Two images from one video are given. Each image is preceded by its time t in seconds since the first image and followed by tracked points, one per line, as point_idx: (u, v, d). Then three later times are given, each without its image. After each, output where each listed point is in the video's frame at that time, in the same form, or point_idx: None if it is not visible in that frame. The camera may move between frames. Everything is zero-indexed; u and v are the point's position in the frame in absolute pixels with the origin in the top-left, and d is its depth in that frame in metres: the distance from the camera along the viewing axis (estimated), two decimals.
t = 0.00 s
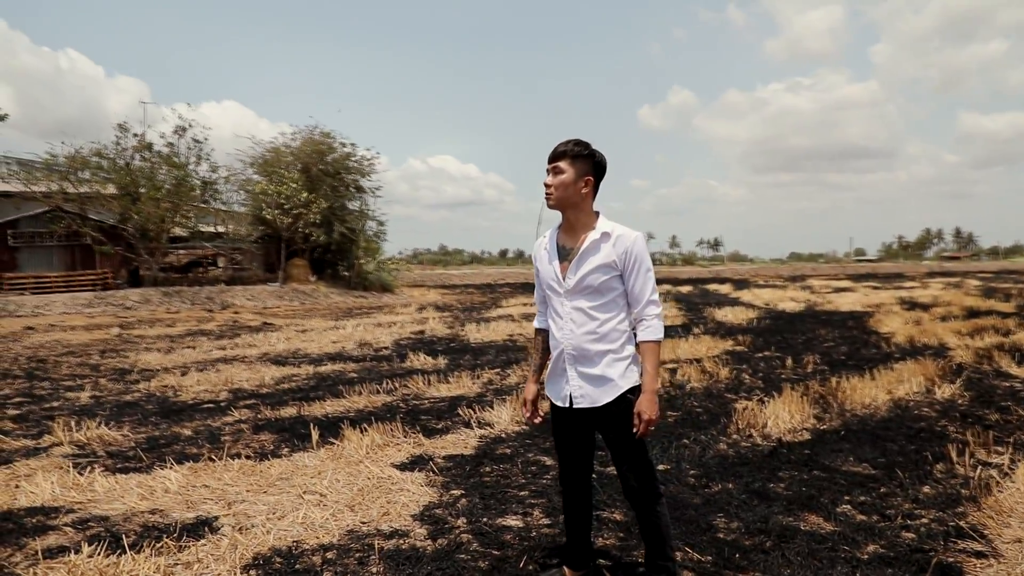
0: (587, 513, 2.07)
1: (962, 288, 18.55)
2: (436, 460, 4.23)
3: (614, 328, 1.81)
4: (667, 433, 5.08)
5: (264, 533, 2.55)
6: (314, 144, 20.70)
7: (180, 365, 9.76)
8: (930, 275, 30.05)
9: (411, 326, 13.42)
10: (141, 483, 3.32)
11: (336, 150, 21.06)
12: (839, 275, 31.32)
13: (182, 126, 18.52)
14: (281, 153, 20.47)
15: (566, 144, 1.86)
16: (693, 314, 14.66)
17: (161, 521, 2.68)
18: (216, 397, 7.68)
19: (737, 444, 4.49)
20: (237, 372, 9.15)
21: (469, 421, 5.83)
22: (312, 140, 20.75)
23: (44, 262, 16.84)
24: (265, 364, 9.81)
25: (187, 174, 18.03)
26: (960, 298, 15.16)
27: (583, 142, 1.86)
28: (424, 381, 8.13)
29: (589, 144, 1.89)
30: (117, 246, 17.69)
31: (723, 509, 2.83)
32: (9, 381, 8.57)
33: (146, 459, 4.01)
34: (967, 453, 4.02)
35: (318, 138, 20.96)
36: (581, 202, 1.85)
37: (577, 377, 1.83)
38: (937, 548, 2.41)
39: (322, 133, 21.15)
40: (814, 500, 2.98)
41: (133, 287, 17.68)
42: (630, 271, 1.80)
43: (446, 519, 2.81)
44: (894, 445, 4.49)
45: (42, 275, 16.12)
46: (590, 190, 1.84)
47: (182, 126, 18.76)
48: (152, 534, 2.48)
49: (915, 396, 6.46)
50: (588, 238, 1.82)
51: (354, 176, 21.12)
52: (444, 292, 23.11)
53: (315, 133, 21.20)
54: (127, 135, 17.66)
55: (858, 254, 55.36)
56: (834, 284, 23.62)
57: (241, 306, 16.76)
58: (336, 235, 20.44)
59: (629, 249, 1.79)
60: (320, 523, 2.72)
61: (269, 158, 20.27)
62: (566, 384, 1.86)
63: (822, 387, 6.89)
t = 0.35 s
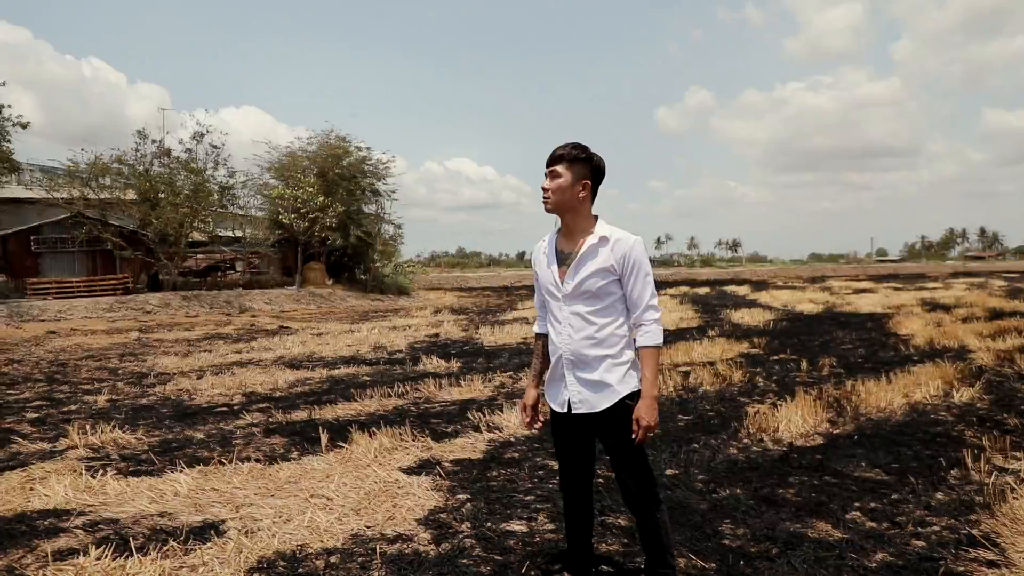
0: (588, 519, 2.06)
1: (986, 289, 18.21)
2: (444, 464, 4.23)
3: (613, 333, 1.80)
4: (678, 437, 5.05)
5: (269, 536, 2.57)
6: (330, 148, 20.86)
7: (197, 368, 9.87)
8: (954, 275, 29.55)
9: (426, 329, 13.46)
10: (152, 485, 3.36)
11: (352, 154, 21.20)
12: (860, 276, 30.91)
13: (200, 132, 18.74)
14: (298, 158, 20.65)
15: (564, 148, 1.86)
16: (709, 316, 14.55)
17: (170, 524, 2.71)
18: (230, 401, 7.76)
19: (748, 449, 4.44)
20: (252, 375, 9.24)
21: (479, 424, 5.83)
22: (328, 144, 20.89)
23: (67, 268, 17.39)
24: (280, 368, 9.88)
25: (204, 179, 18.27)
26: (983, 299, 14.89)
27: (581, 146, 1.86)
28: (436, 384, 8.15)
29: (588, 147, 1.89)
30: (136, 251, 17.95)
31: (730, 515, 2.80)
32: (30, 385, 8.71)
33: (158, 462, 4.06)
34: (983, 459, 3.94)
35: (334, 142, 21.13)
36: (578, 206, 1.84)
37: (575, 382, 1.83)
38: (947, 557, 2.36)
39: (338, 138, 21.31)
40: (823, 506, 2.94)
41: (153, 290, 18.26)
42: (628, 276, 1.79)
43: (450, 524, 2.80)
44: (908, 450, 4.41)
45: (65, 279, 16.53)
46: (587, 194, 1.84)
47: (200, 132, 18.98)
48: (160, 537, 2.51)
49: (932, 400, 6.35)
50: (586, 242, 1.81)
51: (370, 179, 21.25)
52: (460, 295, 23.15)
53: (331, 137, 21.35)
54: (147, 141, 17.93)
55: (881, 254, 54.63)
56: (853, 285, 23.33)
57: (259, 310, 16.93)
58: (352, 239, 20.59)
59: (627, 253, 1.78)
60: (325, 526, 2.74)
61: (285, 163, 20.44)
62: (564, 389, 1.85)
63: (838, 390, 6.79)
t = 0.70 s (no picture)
0: (593, 525, 2.05)
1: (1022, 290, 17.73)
2: (456, 467, 4.23)
3: (614, 337, 1.79)
4: (694, 441, 4.99)
5: (279, 538, 2.59)
6: (353, 151, 21.06)
7: (219, 370, 10.01)
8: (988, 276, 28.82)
9: (447, 332, 13.50)
10: (167, 486, 3.41)
11: (375, 157, 21.39)
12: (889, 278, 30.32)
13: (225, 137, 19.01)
14: (321, 161, 20.87)
15: (565, 151, 1.86)
16: (731, 319, 14.39)
17: (182, 524, 2.74)
18: (250, 402, 7.85)
19: (764, 454, 4.37)
20: (273, 377, 9.34)
21: (493, 427, 5.83)
22: (352, 148, 21.10)
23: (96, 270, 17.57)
24: (301, 370, 9.98)
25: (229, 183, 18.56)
26: (1017, 301, 14.50)
27: (582, 149, 1.86)
28: (453, 387, 8.16)
29: (590, 150, 1.89)
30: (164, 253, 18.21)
31: (742, 522, 2.76)
32: (57, 385, 8.89)
33: (174, 463, 4.11)
34: (1008, 466, 3.83)
35: (357, 145, 21.33)
36: (579, 209, 1.84)
37: (577, 387, 1.82)
38: (964, 568, 2.30)
39: (361, 141, 21.50)
40: (837, 513, 2.88)
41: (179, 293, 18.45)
42: (630, 280, 1.77)
43: (459, 528, 2.80)
44: (929, 457, 4.31)
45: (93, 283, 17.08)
46: (588, 197, 1.83)
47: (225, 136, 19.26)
48: (171, 537, 2.54)
49: (958, 405, 6.20)
50: (588, 246, 1.81)
51: (393, 182, 21.40)
52: (482, 297, 23.20)
53: (354, 140, 21.57)
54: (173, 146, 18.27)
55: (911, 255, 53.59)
56: (881, 287, 22.93)
57: (283, 312, 17.13)
58: (375, 242, 20.76)
59: (628, 256, 1.77)
60: (334, 529, 2.75)
61: (308, 167, 20.58)
62: (566, 394, 1.85)
63: (860, 394, 6.67)
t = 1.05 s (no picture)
0: (608, 531, 2.02)
1: None
2: (481, 470, 4.22)
3: (628, 341, 1.77)
4: (722, 447, 4.89)
5: (301, 538, 2.63)
6: (392, 156, 21.41)
7: (256, 371, 10.24)
8: None
9: (482, 335, 13.57)
10: (196, 485, 3.50)
11: (414, 161, 21.69)
12: (938, 281, 29.35)
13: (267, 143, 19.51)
14: (360, 166, 21.26)
15: (580, 153, 1.84)
16: (770, 323, 14.11)
17: (207, 522, 2.81)
18: (284, 404, 8.00)
19: (794, 462, 4.26)
20: (308, 379, 9.52)
21: (520, 431, 5.83)
22: (391, 153, 21.44)
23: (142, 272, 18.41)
24: (336, 372, 10.15)
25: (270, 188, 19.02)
26: None
27: (597, 151, 1.84)
28: (484, 390, 8.19)
29: (604, 153, 1.86)
30: (206, 257, 18.71)
31: (766, 530, 2.70)
32: (101, 385, 9.22)
33: (205, 462, 4.22)
34: None
35: (396, 150, 21.66)
36: (592, 212, 1.82)
37: (590, 392, 1.81)
38: None
39: (400, 146, 21.85)
40: (865, 523, 2.80)
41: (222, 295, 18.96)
42: (644, 284, 1.75)
43: (478, 531, 2.79)
44: (968, 466, 4.16)
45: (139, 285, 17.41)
46: (602, 199, 1.81)
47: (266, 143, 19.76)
48: (195, 535, 2.60)
49: (1004, 413, 5.96)
50: (601, 250, 1.79)
51: (431, 186, 21.64)
52: (519, 300, 23.24)
53: (393, 145, 21.90)
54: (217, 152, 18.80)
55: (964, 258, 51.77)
56: (929, 291, 22.20)
57: (323, 314, 17.47)
58: (414, 245, 21.00)
59: (642, 260, 1.75)
60: (355, 530, 2.79)
61: (349, 171, 21.08)
62: (579, 398, 1.84)
63: (899, 401, 6.47)
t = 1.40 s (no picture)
0: (636, 534, 2.02)
1: None
2: (520, 469, 4.15)
3: (656, 345, 1.76)
4: (765, 454, 4.77)
5: (337, 532, 2.70)
6: (445, 157, 21.68)
7: (307, 368, 10.52)
8: None
9: (531, 336, 13.60)
10: (241, 478, 3.63)
11: (467, 162, 21.92)
12: (1012, 288, 27.84)
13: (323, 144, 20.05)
14: (414, 167, 21.62)
15: (609, 156, 1.83)
16: (826, 328, 13.66)
17: (248, 514, 2.91)
18: (332, 400, 8.19)
19: (840, 471, 4.12)
20: (355, 376, 9.72)
21: (560, 432, 5.82)
22: (444, 154, 21.71)
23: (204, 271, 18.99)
24: (384, 370, 10.34)
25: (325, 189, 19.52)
26: None
27: (626, 153, 1.82)
28: (527, 390, 8.21)
29: (635, 155, 1.84)
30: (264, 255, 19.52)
31: (803, 541, 2.64)
32: (160, 379, 9.64)
33: (251, 456, 4.36)
34: None
35: (450, 151, 21.92)
36: (620, 214, 1.81)
37: (616, 395, 1.81)
38: None
39: (453, 147, 22.11)
40: (908, 537, 2.70)
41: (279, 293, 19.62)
42: (672, 288, 1.73)
43: (510, 530, 2.79)
44: None
45: (202, 283, 18.36)
46: (630, 203, 1.80)
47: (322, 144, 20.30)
48: (235, 526, 2.70)
49: None
50: (629, 253, 1.78)
51: (484, 186, 21.81)
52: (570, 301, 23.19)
53: (445, 147, 22.17)
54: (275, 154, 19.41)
55: None
56: (1001, 297, 21.06)
57: (375, 313, 17.83)
58: (466, 245, 21.23)
59: (670, 264, 1.73)
60: (389, 525, 2.83)
61: (403, 172, 21.42)
62: (605, 400, 1.84)
63: (959, 411, 6.18)
